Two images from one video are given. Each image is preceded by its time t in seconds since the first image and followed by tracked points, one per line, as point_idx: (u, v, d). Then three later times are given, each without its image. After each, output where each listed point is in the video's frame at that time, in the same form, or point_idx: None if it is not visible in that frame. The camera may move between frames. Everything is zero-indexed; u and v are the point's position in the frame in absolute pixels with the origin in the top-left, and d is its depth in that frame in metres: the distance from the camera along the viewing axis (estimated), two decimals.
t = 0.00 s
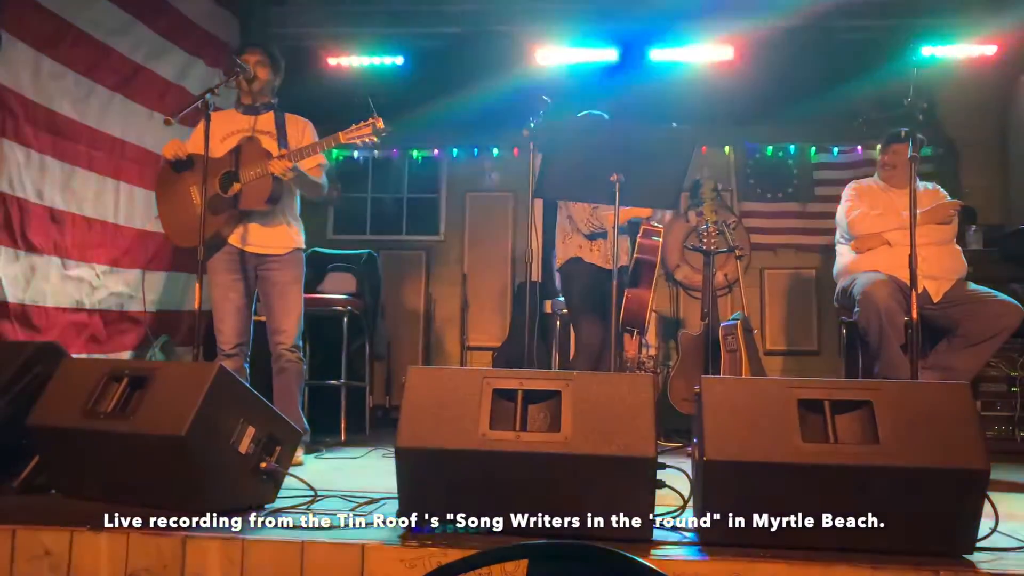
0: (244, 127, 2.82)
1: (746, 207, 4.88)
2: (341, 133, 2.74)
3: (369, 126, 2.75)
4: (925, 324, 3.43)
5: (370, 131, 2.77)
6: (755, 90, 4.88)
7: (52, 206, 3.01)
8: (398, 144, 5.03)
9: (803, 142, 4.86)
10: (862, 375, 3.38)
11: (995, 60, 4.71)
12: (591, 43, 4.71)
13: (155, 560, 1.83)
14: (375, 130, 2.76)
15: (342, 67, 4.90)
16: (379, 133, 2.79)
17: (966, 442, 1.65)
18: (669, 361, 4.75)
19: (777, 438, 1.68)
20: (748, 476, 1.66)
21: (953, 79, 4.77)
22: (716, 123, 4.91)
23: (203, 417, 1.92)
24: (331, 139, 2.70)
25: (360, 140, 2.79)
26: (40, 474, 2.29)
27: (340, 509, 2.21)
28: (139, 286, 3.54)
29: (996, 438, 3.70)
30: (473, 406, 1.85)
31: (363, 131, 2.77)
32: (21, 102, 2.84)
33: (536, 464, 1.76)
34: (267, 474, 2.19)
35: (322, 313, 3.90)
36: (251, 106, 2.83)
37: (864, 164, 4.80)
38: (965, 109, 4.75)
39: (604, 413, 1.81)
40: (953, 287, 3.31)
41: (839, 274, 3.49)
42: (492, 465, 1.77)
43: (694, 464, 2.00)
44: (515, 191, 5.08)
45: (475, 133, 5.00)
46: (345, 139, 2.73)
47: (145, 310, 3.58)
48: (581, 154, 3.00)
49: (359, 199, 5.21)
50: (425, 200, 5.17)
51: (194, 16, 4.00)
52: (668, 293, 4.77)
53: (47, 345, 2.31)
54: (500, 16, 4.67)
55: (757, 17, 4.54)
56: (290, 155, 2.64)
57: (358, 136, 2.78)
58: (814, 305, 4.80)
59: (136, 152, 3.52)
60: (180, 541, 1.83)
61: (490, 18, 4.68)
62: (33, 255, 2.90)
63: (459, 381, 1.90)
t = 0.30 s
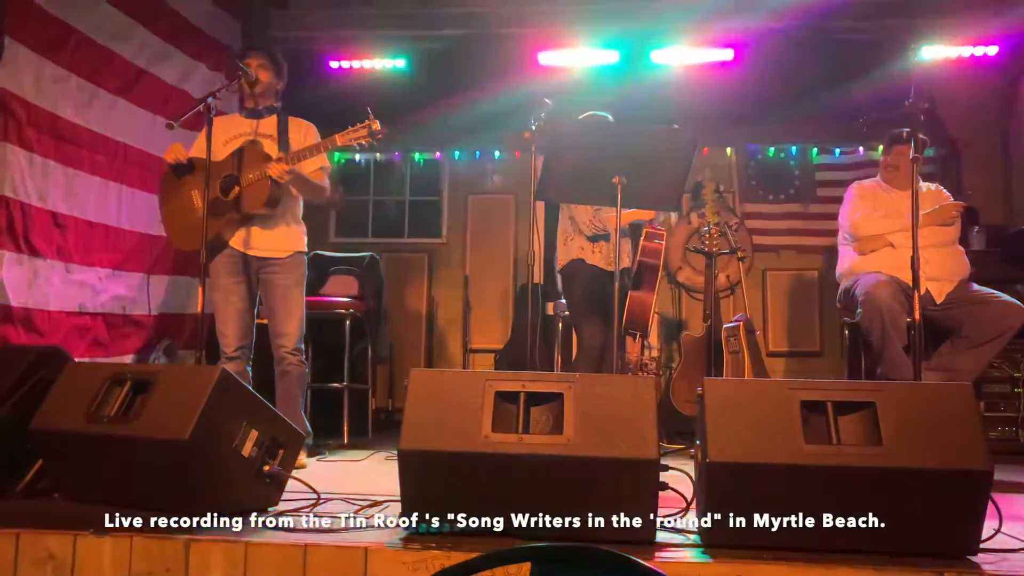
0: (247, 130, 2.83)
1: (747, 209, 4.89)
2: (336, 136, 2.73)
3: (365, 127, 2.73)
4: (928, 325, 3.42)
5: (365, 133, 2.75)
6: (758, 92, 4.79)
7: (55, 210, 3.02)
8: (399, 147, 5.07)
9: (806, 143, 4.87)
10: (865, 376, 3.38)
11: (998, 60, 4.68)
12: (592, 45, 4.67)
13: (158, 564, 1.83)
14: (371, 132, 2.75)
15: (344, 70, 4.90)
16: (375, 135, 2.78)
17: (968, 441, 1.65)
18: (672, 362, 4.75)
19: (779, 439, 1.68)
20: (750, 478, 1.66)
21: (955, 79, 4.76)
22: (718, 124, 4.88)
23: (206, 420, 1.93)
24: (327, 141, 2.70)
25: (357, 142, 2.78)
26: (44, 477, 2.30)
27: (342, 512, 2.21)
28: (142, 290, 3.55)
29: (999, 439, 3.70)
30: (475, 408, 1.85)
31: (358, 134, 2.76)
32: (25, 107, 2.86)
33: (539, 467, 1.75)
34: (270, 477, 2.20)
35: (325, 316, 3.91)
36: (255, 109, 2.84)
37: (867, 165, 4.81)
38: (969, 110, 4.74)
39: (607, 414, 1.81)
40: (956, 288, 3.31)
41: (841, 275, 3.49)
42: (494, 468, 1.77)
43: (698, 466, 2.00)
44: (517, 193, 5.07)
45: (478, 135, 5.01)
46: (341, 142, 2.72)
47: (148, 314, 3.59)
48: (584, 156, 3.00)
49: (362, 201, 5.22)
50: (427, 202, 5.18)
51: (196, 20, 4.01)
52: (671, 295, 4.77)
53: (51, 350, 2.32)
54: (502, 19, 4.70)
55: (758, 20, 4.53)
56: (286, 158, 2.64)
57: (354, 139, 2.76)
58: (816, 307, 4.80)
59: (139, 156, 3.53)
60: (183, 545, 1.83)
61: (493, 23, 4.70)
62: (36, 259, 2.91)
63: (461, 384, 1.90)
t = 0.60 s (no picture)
0: (248, 135, 2.83)
1: (749, 211, 4.88)
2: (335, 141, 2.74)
3: (364, 133, 2.76)
4: (929, 327, 3.42)
5: (364, 138, 2.77)
6: (755, 94, 4.84)
7: (58, 215, 3.02)
8: (399, 149, 5.13)
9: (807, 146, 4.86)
10: (867, 379, 3.37)
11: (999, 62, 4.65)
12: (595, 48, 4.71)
13: (161, 568, 1.83)
14: (371, 137, 2.77)
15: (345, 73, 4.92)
16: (374, 140, 2.79)
17: (970, 443, 1.64)
18: (674, 365, 4.74)
19: (783, 443, 1.68)
20: (752, 481, 1.66)
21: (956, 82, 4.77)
22: (720, 128, 4.89)
23: (208, 424, 1.93)
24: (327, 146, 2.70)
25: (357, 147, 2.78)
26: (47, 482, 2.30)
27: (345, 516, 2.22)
28: (144, 294, 3.55)
29: (1002, 441, 3.70)
30: (478, 411, 1.85)
31: (357, 139, 2.77)
32: (27, 112, 2.86)
33: (542, 471, 1.76)
34: (273, 481, 2.20)
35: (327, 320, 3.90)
36: (257, 114, 2.84)
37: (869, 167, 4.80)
38: (971, 111, 4.73)
39: (609, 418, 1.81)
40: (957, 290, 3.31)
41: (844, 277, 3.48)
42: (496, 471, 1.77)
43: (700, 468, 2.00)
44: (518, 197, 5.07)
45: (473, 140, 5.08)
46: (340, 146, 2.72)
47: (150, 318, 3.59)
48: (585, 159, 3.00)
49: (363, 205, 5.21)
50: (429, 206, 5.17)
51: (198, 25, 4.02)
52: (673, 297, 4.77)
53: (53, 354, 2.32)
54: (504, 23, 4.71)
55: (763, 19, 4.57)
56: (287, 163, 2.65)
57: (354, 144, 2.78)
58: (818, 309, 4.79)
59: (141, 160, 3.54)
60: (186, 549, 1.83)
61: (494, 28, 4.73)
62: (39, 264, 2.91)
63: (463, 388, 1.90)
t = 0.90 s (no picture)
0: (251, 139, 2.84)
1: (751, 212, 4.87)
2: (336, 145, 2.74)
3: (366, 138, 2.76)
4: (933, 329, 3.41)
5: (365, 142, 2.77)
6: (756, 95, 4.88)
7: (60, 219, 3.02)
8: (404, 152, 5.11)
9: (810, 149, 4.84)
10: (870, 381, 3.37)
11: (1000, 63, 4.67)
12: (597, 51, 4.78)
13: (164, 572, 1.83)
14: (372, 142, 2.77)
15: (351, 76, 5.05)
16: (375, 144, 2.79)
17: (974, 445, 1.64)
18: (677, 367, 4.74)
19: (786, 446, 1.68)
20: (757, 483, 1.66)
21: (959, 83, 4.76)
22: (723, 131, 4.90)
23: (211, 427, 1.94)
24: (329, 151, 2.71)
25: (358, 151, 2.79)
26: (50, 486, 2.30)
27: (348, 520, 2.21)
28: (147, 297, 3.55)
29: (1007, 442, 3.69)
30: (480, 414, 1.85)
31: (359, 143, 2.77)
32: (30, 116, 2.86)
33: (545, 474, 1.75)
34: (276, 484, 2.22)
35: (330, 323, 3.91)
36: (259, 118, 2.84)
37: (871, 169, 4.78)
38: (974, 112, 4.72)
39: (612, 421, 1.80)
40: (961, 292, 3.31)
41: (847, 279, 3.48)
42: (499, 474, 1.77)
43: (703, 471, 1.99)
44: (521, 199, 5.06)
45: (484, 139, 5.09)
46: (341, 151, 2.73)
47: (153, 321, 3.60)
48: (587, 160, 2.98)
49: (366, 208, 5.22)
50: (431, 209, 5.17)
51: (200, 29, 4.03)
52: (675, 300, 4.76)
53: (56, 358, 2.32)
54: (508, 26, 4.59)
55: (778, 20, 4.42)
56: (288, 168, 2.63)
57: (355, 148, 2.78)
58: (821, 310, 4.78)
59: (143, 164, 3.54)
60: (189, 553, 1.82)
61: (499, 28, 4.62)
62: (42, 268, 2.92)
63: (466, 391, 1.90)
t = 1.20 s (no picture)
0: (253, 143, 2.84)
1: (753, 215, 4.86)
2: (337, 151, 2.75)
3: (368, 143, 2.77)
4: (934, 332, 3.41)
5: (366, 148, 2.78)
6: (758, 97, 4.84)
7: (62, 222, 3.03)
8: (403, 155, 5.04)
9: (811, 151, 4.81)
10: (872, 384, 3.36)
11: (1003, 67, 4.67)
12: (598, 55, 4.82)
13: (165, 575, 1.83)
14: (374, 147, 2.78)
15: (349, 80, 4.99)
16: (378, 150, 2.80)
17: (976, 448, 1.64)
18: (679, 370, 4.73)
19: (787, 449, 1.67)
20: (759, 486, 1.65)
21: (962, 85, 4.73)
22: (726, 132, 4.86)
23: (211, 430, 1.94)
24: (331, 157, 2.71)
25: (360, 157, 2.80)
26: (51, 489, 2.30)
27: (350, 523, 2.21)
28: (148, 300, 3.55)
29: (1010, 446, 3.68)
30: (481, 418, 1.85)
31: (361, 148, 2.78)
32: (32, 119, 2.87)
33: (546, 478, 1.75)
34: (277, 488, 2.22)
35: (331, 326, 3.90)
36: (261, 122, 2.85)
37: (873, 172, 4.77)
38: (976, 115, 4.72)
39: (614, 425, 1.80)
40: (962, 295, 3.27)
41: (848, 282, 3.48)
42: (500, 478, 1.77)
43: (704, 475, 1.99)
44: (523, 202, 5.07)
45: (482, 144, 4.98)
46: (343, 156, 2.73)
47: (155, 324, 3.60)
48: (587, 163, 2.97)
49: (367, 212, 5.22)
50: (433, 212, 5.18)
51: (203, 32, 4.04)
52: (677, 303, 4.76)
53: (58, 360, 2.33)
54: (508, 29, 4.79)
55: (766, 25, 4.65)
56: (289, 175, 2.65)
57: (358, 154, 2.79)
58: (822, 314, 4.78)
59: (146, 167, 3.55)
60: (190, 556, 1.82)
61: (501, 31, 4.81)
62: (43, 271, 2.92)
63: (467, 394, 1.90)
